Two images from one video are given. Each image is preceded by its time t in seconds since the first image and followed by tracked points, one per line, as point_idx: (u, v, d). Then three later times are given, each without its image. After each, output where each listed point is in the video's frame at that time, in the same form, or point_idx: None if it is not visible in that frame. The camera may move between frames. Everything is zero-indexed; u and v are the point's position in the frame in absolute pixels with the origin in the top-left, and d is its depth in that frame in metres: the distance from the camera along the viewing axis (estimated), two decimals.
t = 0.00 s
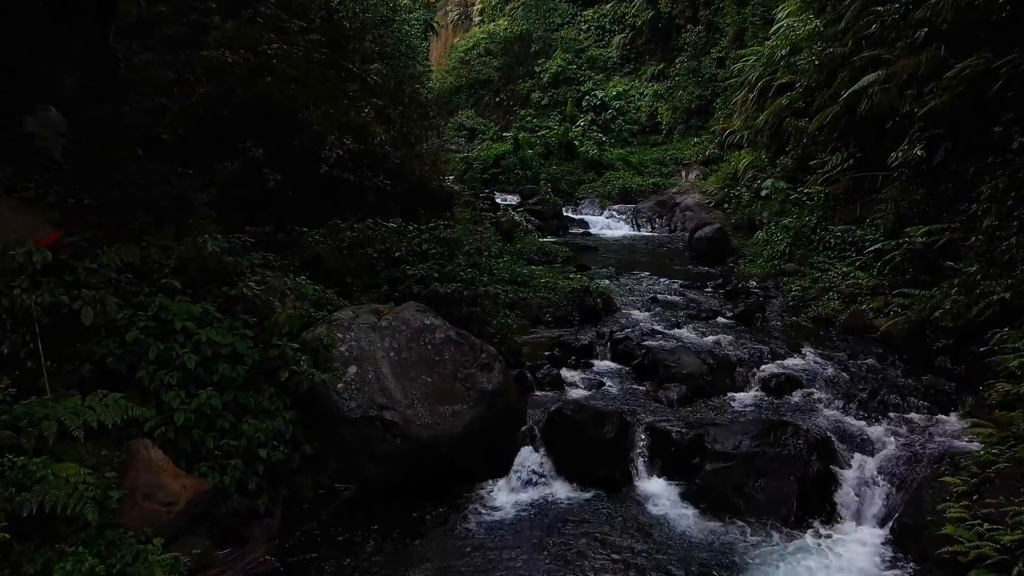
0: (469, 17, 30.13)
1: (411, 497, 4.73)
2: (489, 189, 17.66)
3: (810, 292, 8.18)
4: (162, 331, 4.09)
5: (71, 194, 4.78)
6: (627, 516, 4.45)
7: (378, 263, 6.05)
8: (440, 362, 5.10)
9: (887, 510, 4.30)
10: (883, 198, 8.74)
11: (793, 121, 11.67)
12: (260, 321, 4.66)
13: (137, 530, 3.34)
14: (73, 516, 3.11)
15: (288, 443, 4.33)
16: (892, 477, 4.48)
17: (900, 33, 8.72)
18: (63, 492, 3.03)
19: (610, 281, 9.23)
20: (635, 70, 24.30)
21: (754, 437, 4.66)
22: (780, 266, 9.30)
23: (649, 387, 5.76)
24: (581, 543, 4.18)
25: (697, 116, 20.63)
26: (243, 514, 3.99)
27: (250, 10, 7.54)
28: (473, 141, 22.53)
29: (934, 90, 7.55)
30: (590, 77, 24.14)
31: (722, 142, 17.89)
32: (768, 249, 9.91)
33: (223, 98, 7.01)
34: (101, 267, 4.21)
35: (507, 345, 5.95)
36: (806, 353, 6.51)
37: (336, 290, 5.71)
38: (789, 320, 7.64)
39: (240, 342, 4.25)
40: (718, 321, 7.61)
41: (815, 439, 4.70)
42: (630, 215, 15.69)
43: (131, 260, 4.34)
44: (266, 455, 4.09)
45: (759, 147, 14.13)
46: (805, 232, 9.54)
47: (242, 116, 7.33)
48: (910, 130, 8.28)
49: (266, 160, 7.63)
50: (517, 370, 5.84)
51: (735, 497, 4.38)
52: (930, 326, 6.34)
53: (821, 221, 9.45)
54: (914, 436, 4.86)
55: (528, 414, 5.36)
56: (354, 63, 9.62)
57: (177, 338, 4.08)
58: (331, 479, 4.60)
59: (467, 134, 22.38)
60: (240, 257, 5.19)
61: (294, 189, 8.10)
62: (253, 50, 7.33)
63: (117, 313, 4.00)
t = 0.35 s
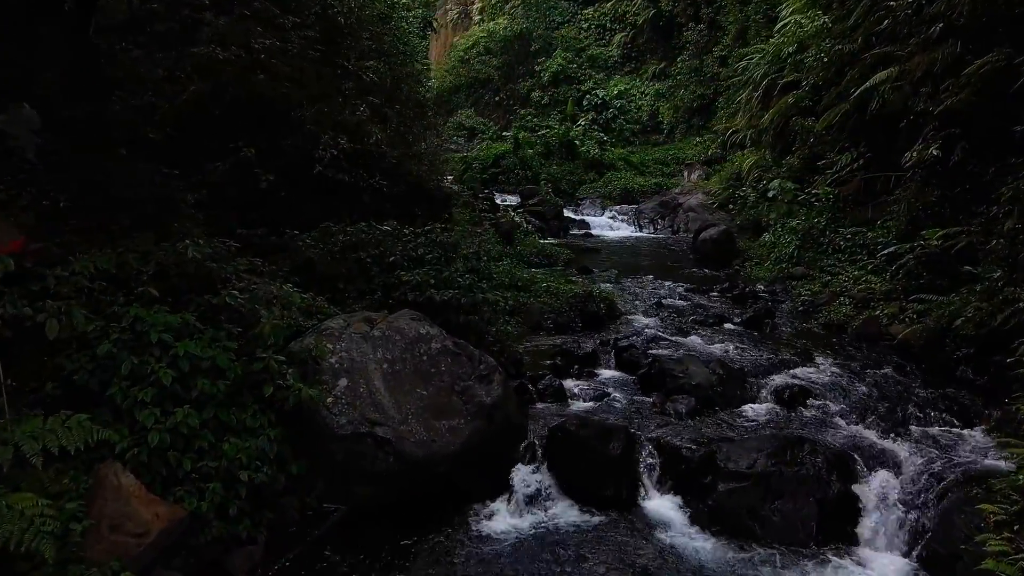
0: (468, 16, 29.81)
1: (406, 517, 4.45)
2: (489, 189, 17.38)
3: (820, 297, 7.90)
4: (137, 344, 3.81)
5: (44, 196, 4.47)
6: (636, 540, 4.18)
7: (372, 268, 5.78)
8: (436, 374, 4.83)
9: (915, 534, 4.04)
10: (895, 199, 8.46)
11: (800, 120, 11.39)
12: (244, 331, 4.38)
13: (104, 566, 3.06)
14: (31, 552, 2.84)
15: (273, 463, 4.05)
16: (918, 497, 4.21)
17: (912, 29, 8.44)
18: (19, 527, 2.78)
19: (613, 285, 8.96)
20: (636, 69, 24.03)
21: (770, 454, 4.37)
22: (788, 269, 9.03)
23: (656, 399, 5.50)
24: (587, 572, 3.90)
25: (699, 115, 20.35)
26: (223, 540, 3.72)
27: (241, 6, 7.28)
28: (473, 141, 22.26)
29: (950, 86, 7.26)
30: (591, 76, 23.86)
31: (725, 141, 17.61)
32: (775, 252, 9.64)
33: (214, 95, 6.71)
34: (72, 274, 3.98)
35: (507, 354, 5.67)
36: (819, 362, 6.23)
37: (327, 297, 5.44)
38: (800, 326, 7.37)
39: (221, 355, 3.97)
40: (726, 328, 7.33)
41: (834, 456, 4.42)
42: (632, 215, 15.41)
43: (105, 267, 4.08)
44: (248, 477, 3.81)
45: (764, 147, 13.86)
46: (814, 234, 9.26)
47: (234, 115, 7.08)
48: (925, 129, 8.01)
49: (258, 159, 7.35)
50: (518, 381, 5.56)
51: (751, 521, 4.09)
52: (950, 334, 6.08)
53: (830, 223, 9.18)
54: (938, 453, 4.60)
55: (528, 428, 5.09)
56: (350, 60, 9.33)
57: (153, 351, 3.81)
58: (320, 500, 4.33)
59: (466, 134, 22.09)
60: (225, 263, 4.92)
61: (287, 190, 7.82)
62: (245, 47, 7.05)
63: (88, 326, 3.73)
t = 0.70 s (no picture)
0: (468, 15, 29.45)
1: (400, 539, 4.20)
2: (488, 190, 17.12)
3: (830, 302, 7.65)
4: (110, 357, 3.55)
5: (19, 196, 4.20)
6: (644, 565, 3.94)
7: (366, 274, 5.52)
8: (432, 386, 4.56)
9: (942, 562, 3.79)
10: (907, 200, 8.20)
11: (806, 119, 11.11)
12: (227, 342, 4.13)
13: None
14: None
15: (257, 484, 3.79)
16: (946, 523, 3.96)
17: (925, 25, 8.18)
18: None
19: (616, 288, 8.70)
20: (637, 67, 23.63)
21: (787, 473, 4.12)
22: (796, 272, 8.77)
23: (663, 411, 5.24)
24: None
25: (701, 114, 20.08)
26: (201, 569, 3.46)
27: None
28: (472, 141, 22.02)
29: (968, 83, 7.01)
30: (592, 74, 23.57)
31: (728, 141, 17.35)
32: (782, 254, 9.39)
33: (205, 94, 6.60)
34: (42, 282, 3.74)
35: (507, 363, 5.40)
36: (832, 371, 5.97)
37: (318, 304, 5.18)
38: (810, 332, 7.11)
39: (202, 368, 3.72)
40: (734, 334, 7.07)
41: (855, 474, 4.17)
42: (634, 216, 15.12)
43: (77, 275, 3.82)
44: (229, 501, 3.54)
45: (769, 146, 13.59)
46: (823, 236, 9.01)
47: (224, 113, 6.90)
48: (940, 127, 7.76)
49: (250, 159, 7.12)
50: (518, 391, 5.30)
51: (766, 545, 3.84)
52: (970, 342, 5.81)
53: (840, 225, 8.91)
54: (964, 472, 4.35)
55: (529, 444, 4.82)
56: (345, 56, 9.05)
57: (126, 365, 3.54)
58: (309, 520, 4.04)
59: (465, 133, 21.84)
60: (210, 269, 4.66)
61: (281, 191, 7.55)
62: (235, 42, 6.79)
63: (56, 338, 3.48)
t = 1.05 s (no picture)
0: (468, 14, 29.19)
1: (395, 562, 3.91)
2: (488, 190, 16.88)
3: (840, 307, 7.40)
4: (81, 373, 3.31)
5: None
6: None
7: (359, 280, 5.28)
8: (428, 400, 4.31)
9: None
10: (920, 202, 7.95)
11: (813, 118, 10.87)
12: (210, 354, 3.88)
13: None
14: None
15: (239, 508, 3.53)
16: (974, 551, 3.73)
17: (938, 22, 7.98)
18: None
19: (619, 292, 8.46)
20: (638, 66, 23.39)
21: (804, 493, 3.88)
22: (804, 275, 8.53)
23: (671, 424, 4.99)
24: None
25: (703, 114, 19.83)
26: None
27: None
28: (472, 140, 21.80)
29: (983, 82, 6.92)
30: (592, 73, 23.32)
31: (731, 140, 17.10)
32: (789, 257, 9.15)
33: (197, 92, 6.30)
34: (10, 291, 3.50)
35: (507, 373, 5.16)
36: (846, 380, 5.72)
37: (309, 312, 4.93)
38: (821, 338, 6.87)
39: (181, 384, 3.48)
40: (741, 340, 6.83)
41: (877, 495, 3.92)
42: (636, 217, 14.87)
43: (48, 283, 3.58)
44: (208, 527, 3.29)
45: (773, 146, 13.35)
46: (832, 239, 8.76)
47: (216, 110, 6.62)
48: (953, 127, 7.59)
49: (241, 159, 6.88)
50: (518, 403, 5.05)
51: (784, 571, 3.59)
52: (991, 350, 5.57)
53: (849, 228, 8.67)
54: (994, 494, 4.10)
55: (530, 459, 4.57)
56: (340, 53, 8.81)
57: (98, 381, 3.30)
58: (297, 543, 3.77)
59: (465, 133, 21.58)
60: (194, 276, 4.42)
61: (273, 192, 7.35)
62: (225, 38, 6.51)
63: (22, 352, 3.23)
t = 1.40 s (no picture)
0: (468, 13, 28.90)
1: None
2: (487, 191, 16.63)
3: (852, 312, 7.15)
4: (46, 392, 3.04)
5: None
6: None
7: (351, 287, 5.03)
8: (422, 417, 4.06)
9: None
10: (933, 203, 7.70)
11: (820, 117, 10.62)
12: (189, 369, 3.63)
13: None
14: None
15: (219, 537, 3.28)
16: None
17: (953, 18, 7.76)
18: None
19: (622, 296, 8.21)
20: (638, 66, 22.97)
21: (825, 518, 3.64)
22: (813, 279, 8.27)
23: (680, 438, 4.74)
24: None
25: (705, 113, 19.57)
26: None
27: None
28: (471, 140, 21.57)
29: (1003, 80, 6.74)
30: (593, 72, 23.04)
31: (734, 140, 16.86)
32: (798, 260, 8.91)
33: (186, 90, 6.13)
34: None
35: (507, 385, 4.90)
36: (862, 392, 5.46)
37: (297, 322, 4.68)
38: (832, 345, 6.62)
39: (156, 402, 3.23)
40: (750, 347, 6.57)
41: (902, 520, 3.69)
42: (638, 218, 14.62)
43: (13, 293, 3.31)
44: (182, 561, 3.03)
45: (777, 146, 13.10)
46: (842, 242, 8.52)
47: (205, 110, 6.42)
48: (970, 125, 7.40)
49: (232, 160, 6.61)
50: (519, 416, 4.80)
51: None
52: (1015, 360, 5.31)
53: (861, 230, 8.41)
54: None
55: (533, 478, 4.32)
56: (335, 50, 8.54)
57: (66, 401, 3.04)
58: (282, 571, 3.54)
59: (464, 133, 21.34)
60: (175, 284, 4.16)
61: (265, 193, 7.00)
62: (214, 34, 6.30)
63: None
